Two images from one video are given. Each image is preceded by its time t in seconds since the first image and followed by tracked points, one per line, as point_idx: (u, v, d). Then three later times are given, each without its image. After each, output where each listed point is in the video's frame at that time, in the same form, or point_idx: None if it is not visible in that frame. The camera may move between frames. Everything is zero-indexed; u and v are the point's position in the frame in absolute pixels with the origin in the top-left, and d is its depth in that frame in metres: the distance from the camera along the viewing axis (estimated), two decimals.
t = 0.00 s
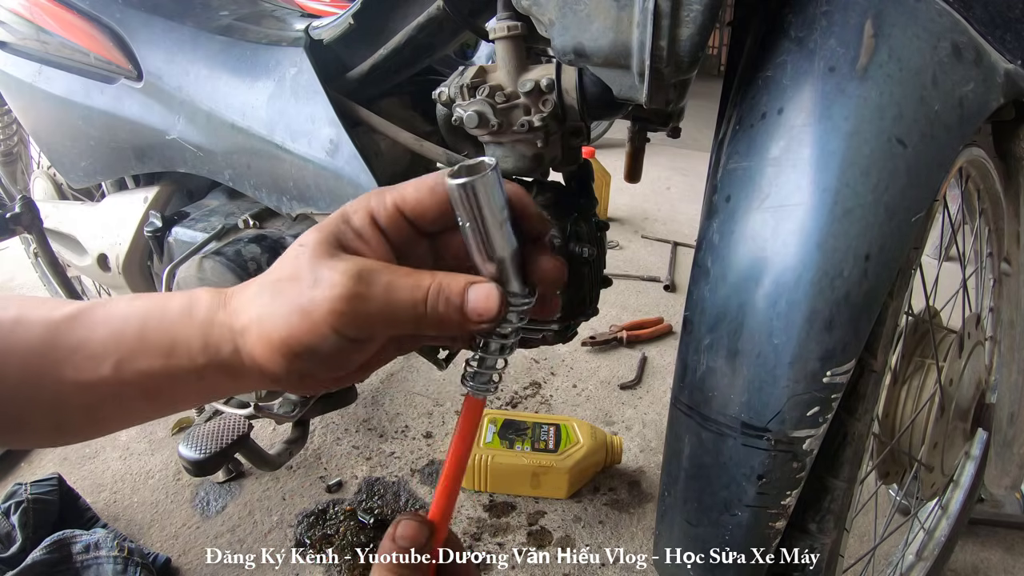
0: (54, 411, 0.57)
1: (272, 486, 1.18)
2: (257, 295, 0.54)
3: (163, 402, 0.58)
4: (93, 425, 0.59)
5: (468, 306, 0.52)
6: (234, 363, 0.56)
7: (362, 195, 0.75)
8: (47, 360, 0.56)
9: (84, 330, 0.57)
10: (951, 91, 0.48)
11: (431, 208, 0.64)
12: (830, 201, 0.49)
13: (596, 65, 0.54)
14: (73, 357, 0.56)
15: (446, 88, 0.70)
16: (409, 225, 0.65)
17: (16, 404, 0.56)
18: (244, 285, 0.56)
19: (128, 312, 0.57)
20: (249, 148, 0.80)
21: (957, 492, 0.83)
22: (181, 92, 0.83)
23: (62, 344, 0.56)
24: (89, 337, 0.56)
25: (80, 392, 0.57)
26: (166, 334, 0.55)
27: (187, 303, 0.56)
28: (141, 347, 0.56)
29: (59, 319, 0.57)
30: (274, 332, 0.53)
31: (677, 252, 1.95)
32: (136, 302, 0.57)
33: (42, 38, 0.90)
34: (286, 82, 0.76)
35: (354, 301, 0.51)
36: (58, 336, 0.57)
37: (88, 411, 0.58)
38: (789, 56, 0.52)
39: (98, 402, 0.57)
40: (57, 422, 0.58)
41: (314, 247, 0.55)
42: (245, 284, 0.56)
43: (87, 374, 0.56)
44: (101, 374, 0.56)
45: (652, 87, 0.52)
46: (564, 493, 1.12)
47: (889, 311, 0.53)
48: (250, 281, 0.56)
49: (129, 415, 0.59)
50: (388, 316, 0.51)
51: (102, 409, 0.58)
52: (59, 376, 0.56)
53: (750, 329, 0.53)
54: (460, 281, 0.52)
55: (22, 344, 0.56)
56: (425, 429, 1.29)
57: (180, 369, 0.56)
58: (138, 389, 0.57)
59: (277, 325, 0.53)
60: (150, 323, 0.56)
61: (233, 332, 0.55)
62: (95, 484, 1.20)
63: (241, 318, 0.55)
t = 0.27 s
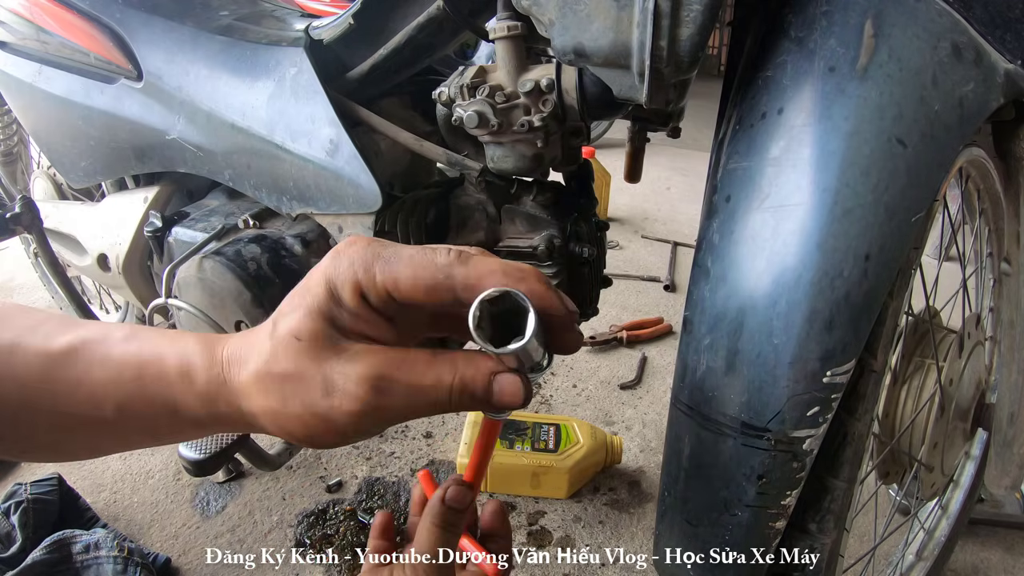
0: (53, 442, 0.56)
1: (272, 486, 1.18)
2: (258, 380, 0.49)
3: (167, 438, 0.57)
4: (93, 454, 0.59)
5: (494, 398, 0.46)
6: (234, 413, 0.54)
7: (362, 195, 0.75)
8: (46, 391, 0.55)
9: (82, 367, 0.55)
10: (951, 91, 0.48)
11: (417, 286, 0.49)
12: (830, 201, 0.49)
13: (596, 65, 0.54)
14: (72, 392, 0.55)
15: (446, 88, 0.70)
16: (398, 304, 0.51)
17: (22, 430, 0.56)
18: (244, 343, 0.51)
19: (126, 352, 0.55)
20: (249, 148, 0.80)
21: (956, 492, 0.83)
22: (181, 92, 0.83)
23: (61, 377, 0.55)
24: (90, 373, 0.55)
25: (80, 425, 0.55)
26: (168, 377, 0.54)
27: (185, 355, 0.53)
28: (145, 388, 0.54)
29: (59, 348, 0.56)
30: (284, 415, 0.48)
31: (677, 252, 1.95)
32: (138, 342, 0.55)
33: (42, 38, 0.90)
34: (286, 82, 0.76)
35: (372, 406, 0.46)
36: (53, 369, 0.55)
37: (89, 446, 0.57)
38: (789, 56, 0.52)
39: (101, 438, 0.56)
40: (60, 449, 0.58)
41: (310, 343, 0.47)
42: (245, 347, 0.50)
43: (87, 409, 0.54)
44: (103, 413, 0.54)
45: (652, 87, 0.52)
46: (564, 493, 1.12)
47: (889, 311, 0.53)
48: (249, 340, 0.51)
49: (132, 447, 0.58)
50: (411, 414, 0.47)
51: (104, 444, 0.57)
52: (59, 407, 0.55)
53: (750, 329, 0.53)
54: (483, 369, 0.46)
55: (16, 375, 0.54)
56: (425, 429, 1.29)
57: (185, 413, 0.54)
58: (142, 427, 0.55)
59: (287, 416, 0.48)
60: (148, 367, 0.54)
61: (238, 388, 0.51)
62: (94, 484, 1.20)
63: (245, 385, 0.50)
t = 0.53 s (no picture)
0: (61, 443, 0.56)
1: (272, 486, 1.18)
2: (281, 372, 0.49)
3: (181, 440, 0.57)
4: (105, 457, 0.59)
5: (521, 390, 0.47)
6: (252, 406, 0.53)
7: (362, 195, 0.75)
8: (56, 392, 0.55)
9: (94, 366, 0.55)
10: (951, 90, 0.48)
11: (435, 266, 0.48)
12: (830, 201, 0.49)
13: (596, 66, 0.54)
14: (82, 391, 0.55)
15: (445, 88, 0.70)
16: (422, 290, 0.50)
17: (34, 431, 0.56)
18: (263, 335, 0.51)
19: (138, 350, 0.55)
20: (249, 148, 0.80)
21: (956, 492, 0.84)
22: (181, 92, 0.83)
23: (73, 379, 0.55)
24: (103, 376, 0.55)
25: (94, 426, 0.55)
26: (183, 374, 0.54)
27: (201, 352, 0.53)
28: (159, 384, 0.54)
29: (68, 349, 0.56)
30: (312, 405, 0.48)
31: (677, 252, 1.95)
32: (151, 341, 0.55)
33: (42, 38, 0.90)
34: (286, 82, 0.76)
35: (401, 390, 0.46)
36: (64, 371, 0.55)
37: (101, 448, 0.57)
38: (789, 56, 0.52)
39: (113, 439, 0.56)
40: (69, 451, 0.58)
41: (335, 332, 0.47)
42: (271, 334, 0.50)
43: (96, 407, 0.55)
44: (116, 414, 0.54)
45: (652, 87, 0.52)
46: (564, 493, 1.12)
47: (889, 311, 0.53)
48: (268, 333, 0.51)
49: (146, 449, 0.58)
50: (439, 399, 0.47)
51: (117, 445, 0.57)
52: (71, 409, 0.55)
53: (750, 329, 0.53)
54: (512, 361, 0.46)
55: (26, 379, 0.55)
56: (425, 429, 1.29)
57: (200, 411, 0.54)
58: (156, 425, 0.55)
59: (312, 404, 0.48)
60: (163, 365, 0.54)
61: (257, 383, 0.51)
62: (94, 484, 1.20)
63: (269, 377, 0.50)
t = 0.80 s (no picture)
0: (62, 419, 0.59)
1: (272, 486, 1.18)
2: (303, 308, 0.57)
3: (182, 411, 0.61)
4: (102, 435, 0.61)
5: (529, 358, 0.53)
6: (255, 363, 0.58)
7: (362, 195, 0.75)
8: (58, 372, 0.58)
9: (101, 336, 0.59)
10: (951, 90, 0.48)
11: (497, 252, 0.65)
12: (830, 201, 0.49)
13: (596, 66, 0.54)
14: (88, 363, 0.58)
15: (446, 88, 0.70)
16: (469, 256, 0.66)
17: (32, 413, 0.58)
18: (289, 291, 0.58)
19: (145, 318, 0.60)
20: (249, 148, 0.80)
21: (957, 492, 0.84)
22: (181, 91, 0.83)
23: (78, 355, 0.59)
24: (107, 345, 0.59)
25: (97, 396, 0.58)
26: (187, 336, 0.58)
27: (215, 316, 0.59)
28: (163, 348, 0.58)
29: (72, 326, 0.60)
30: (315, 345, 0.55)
31: (677, 252, 1.95)
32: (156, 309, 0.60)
33: (42, 38, 0.90)
34: (286, 82, 0.76)
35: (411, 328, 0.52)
36: (70, 342, 0.59)
37: (100, 422, 0.60)
38: (789, 56, 0.52)
39: (115, 412, 0.59)
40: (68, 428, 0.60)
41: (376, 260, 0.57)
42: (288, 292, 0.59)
43: (104, 379, 0.58)
44: (119, 379, 0.58)
45: (652, 87, 0.52)
46: (564, 494, 1.12)
47: (889, 311, 0.53)
48: (289, 289, 0.60)
49: (147, 422, 0.61)
50: (445, 349, 0.52)
51: (120, 415, 0.59)
52: (75, 379, 0.58)
53: (750, 329, 0.53)
54: (524, 329, 0.53)
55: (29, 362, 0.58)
56: (425, 429, 1.29)
57: (205, 364, 0.58)
58: (157, 392, 0.59)
59: (324, 329, 0.55)
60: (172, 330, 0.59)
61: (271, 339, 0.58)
62: (94, 484, 1.20)
63: (286, 327, 0.58)
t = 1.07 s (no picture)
0: (68, 408, 0.61)
1: (272, 486, 1.18)
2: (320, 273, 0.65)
3: (188, 392, 0.65)
4: (106, 425, 0.63)
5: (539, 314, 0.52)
6: (266, 334, 0.66)
7: (362, 195, 0.75)
8: (66, 362, 0.61)
9: (110, 325, 0.64)
10: (951, 90, 0.48)
11: (531, 274, 0.65)
12: (830, 201, 0.49)
13: (596, 65, 0.54)
14: (99, 349, 0.62)
15: (446, 88, 0.70)
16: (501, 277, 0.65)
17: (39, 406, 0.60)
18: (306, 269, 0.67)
19: (154, 306, 0.65)
20: (249, 148, 0.80)
21: (956, 492, 0.84)
22: (181, 91, 0.83)
23: (87, 344, 0.62)
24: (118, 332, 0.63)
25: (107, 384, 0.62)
26: (202, 315, 0.65)
27: (226, 296, 0.66)
28: (177, 328, 0.64)
29: (79, 316, 0.64)
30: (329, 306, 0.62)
31: (677, 252, 1.95)
32: (167, 297, 0.66)
33: (42, 38, 0.90)
34: (286, 82, 0.77)
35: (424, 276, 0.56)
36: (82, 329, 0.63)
37: (105, 410, 0.62)
38: (789, 56, 0.52)
39: (122, 398, 0.62)
40: (72, 419, 0.62)
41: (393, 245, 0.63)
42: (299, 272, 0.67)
43: (114, 362, 0.62)
44: (128, 355, 0.62)
45: (652, 87, 0.52)
46: (564, 494, 1.12)
47: (890, 311, 0.53)
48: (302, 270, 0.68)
49: (149, 413, 0.64)
50: (452, 293, 0.56)
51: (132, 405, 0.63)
52: (82, 365, 0.61)
53: (750, 329, 0.53)
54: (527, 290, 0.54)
55: (37, 353, 0.60)
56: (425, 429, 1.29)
57: (215, 332, 0.64)
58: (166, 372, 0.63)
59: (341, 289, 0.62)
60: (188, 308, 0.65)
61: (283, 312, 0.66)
62: (94, 484, 1.20)
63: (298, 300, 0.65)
